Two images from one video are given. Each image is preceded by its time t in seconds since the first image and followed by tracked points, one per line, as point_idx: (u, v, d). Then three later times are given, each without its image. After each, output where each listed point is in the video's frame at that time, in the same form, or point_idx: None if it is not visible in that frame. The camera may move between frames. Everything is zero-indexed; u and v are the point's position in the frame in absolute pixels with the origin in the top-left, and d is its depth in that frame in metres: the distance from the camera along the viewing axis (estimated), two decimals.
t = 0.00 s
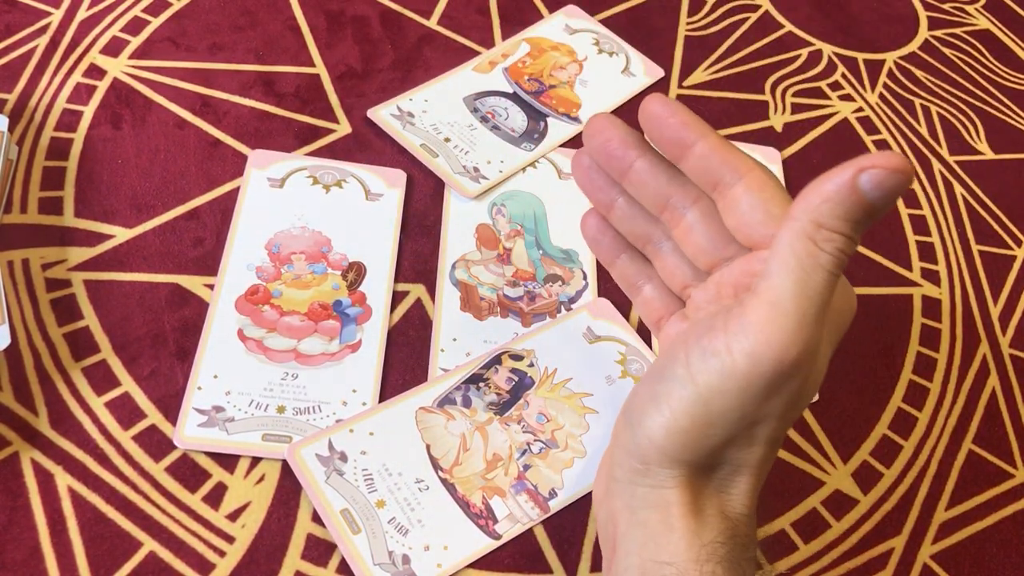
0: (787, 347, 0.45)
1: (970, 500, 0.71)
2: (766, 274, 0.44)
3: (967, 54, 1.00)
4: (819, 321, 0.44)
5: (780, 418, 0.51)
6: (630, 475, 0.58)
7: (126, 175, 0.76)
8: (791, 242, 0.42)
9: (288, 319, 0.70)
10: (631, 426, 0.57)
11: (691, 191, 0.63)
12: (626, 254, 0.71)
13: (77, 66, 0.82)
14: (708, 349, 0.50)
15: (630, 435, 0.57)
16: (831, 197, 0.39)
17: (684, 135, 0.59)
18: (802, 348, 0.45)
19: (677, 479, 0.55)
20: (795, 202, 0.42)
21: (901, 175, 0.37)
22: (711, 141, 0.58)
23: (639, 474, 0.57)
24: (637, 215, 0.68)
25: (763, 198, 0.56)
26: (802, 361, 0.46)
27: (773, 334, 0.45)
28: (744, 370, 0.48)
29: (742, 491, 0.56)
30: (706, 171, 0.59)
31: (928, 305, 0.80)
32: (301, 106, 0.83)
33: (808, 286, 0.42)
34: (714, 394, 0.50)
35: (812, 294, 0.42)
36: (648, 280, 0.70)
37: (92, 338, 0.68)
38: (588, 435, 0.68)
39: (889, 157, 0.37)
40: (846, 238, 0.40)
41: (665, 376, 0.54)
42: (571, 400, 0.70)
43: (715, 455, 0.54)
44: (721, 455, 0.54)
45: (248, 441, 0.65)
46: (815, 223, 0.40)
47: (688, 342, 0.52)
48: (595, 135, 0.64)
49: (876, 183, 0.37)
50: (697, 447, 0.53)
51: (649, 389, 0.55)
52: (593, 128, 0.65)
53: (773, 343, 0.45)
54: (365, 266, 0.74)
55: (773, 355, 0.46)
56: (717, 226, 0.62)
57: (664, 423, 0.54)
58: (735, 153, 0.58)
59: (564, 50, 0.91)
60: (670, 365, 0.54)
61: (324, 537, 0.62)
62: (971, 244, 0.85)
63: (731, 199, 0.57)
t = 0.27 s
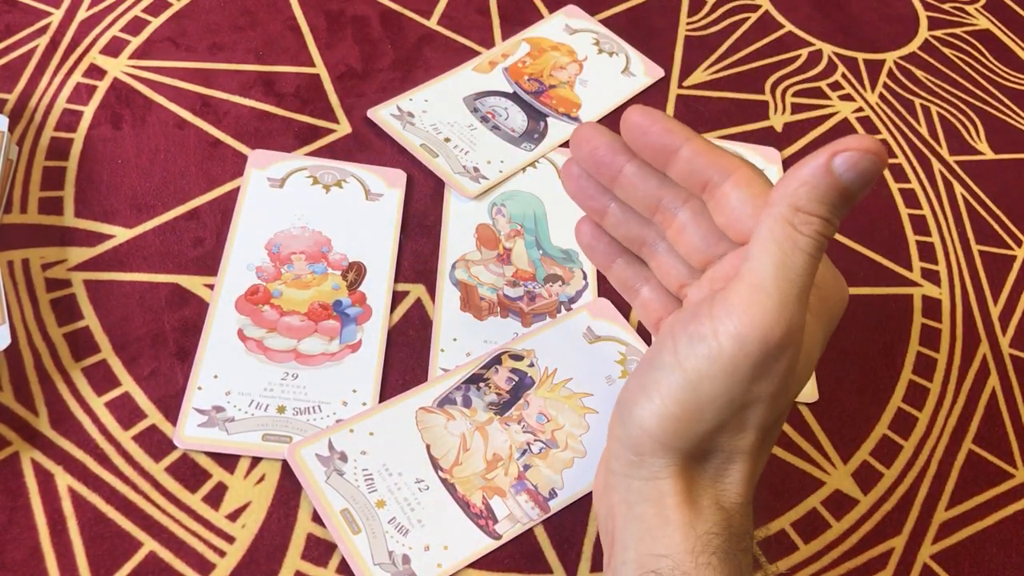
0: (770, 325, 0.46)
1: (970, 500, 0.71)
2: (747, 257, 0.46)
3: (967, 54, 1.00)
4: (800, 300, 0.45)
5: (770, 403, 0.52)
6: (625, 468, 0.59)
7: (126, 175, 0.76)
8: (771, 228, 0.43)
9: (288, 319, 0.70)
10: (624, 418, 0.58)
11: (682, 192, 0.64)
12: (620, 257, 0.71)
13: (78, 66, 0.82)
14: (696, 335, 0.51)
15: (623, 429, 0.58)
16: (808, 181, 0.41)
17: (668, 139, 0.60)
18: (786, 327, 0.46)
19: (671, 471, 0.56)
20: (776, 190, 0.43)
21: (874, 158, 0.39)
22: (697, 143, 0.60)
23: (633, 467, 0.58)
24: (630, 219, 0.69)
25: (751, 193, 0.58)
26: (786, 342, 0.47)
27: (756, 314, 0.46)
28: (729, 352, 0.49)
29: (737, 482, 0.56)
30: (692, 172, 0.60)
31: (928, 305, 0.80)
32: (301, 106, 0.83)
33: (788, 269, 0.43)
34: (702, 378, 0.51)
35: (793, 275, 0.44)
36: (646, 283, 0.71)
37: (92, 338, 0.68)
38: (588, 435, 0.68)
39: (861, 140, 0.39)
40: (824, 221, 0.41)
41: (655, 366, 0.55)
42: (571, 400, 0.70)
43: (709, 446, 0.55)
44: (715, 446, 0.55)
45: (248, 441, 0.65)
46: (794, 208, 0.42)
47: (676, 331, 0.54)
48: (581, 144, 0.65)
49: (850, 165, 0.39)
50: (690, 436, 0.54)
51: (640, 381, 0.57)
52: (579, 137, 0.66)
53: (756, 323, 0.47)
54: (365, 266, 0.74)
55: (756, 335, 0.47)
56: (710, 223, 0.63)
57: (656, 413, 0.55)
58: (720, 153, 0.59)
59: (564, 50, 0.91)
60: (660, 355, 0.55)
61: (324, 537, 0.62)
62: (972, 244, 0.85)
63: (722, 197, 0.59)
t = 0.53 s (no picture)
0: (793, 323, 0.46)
1: (971, 500, 0.71)
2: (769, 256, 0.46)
3: (967, 54, 1.00)
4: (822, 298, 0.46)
5: (791, 402, 0.52)
6: (644, 467, 0.59)
7: (126, 175, 0.76)
8: (790, 229, 0.44)
9: (288, 319, 0.70)
10: (644, 416, 0.58)
11: (703, 199, 0.64)
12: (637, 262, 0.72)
13: (78, 66, 0.82)
14: (717, 333, 0.51)
15: (642, 427, 0.58)
16: (825, 181, 0.42)
17: (690, 147, 0.61)
18: (808, 326, 0.47)
19: (691, 470, 0.56)
20: (793, 192, 0.44)
21: (890, 158, 0.41)
22: (719, 152, 0.60)
23: (652, 466, 0.58)
24: (651, 226, 0.69)
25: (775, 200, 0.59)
26: (808, 341, 0.48)
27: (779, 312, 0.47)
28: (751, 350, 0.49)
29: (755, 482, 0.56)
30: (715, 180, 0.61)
31: (928, 305, 0.80)
32: (301, 106, 0.83)
33: (808, 268, 0.44)
34: (724, 376, 0.52)
35: (813, 274, 0.44)
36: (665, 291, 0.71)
37: (92, 338, 0.68)
38: (588, 435, 0.68)
39: (877, 141, 0.41)
40: (842, 220, 0.43)
41: (676, 364, 0.55)
42: (571, 400, 0.70)
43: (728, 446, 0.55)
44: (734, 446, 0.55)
45: (248, 441, 0.65)
46: (812, 207, 0.43)
47: (697, 329, 0.54)
48: (599, 153, 0.66)
49: (868, 164, 0.41)
50: (709, 434, 0.54)
51: (660, 379, 0.57)
52: (597, 146, 0.66)
53: (779, 321, 0.47)
54: (365, 266, 0.74)
55: (779, 334, 0.47)
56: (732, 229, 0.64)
57: (676, 411, 0.55)
58: (742, 160, 0.60)
59: (564, 50, 0.91)
60: (680, 353, 0.55)
61: (324, 537, 0.62)
62: (972, 244, 0.85)
63: (746, 205, 0.60)
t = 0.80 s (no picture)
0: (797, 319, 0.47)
1: (971, 500, 0.71)
2: (772, 253, 0.47)
3: (967, 54, 1.00)
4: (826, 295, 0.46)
5: (797, 400, 0.52)
6: (649, 466, 0.59)
7: (126, 175, 0.76)
8: (791, 227, 0.45)
9: (288, 319, 0.70)
10: (650, 415, 0.58)
11: (713, 206, 0.65)
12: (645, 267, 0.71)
13: (78, 66, 0.82)
14: (720, 331, 0.52)
15: (648, 426, 0.58)
16: (824, 180, 0.44)
17: (700, 155, 0.62)
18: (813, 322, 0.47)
19: (697, 468, 0.56)
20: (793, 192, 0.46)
21: (886, 156, 0.42)
22: (727, 160, 0.62)
23: (658, 465, 0.58)
24: (660, 234, 0.69)
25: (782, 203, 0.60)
26: (811, 337, 0.48)
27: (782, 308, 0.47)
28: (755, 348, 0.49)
29: (761, 481, 0.56)
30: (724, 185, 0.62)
31: (928, 305, 0.80)
32: (301, 106, 0.83)
33: (809, 265, 0.45)
34: (729, 373, 0.52)
35: (814, 271, 0.45)
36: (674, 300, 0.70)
37: (92, 338, 0.68)
38: (588, 435, 0.68)
39: (873, 140, 0.42)
40: (842, 218, 0.44)
41: (680, 362, 0.56)
42: (571, 400, 0.70)
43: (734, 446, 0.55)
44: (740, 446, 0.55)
45: (248, 441, 0.65)
46: (813, 205, 0.44)
47: (700, 327, 0.54)
48: (606, 165, 0.65)
49: (865, 162, 0.42)
50: (715, 433, 0.54)
51: (665, 378, 0.57)
52: (603, 158, 0.65)
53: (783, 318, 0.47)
54: (366, 266, 0.74)
55: (783, 330, 0.48)
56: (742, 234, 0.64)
57: (681, 410, 0.55)
58: (749, 167, 0.62)
59: (564, 50, 0.91)
60: (684, 353, 0.55)
61: (324, 537, 0.62)
62: (972, 244, 0.85)
63: (756, 210, 0.61)
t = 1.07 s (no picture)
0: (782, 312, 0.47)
1: (971, 500, 0.71)
2: (754, 248, 0.49)
3: (967, 54, 1.00)
4: (809, 286, 0.47)
5: (786, 395, 0.53)
6: (642, 466, 0.59)
7: (126, 175, 0.76)
8: (773, 222, 0.47)
9: (288, 319, 0.70)
10: (641, 415, 0.59)
11: (706, 209, 0.65)
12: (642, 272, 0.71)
13: (78, 66, 0.82)
14: (706, 328, 0.52)
15: (640, 425, 0.59)
16: (803, 173, 0.46)
17: (691, 159, 0.62)
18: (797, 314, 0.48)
19: (689, 467, 0.56)
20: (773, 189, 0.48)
21: (862, 148, 0.44)
22: (718, 163, 0.62)
23: (651, 464, 0.58)
24: (655, 239, 0.69)
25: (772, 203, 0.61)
26: (796, 329, 0.49)
27: (766, 302, 0.48)
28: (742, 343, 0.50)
29: (755, 479, 0.56)
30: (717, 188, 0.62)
31: (928, 305, 0.80)
32: (301, 106, 0.83)
33: (792, 258, 0.46)
34: (717, 368, 0.52)
35: (797, 264, 0.46)
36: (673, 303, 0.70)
37: (92, 338, 0.68)
38: (588, 435, 0.68)
39: (847, 133, 0.45)
40: (822, 210, 0.46)
41: (669, 361, 0.56)
42: (571, 400, 0.70)
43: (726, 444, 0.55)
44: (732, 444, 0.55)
45: (248, 441, 0.65)
46: (793, 199, 0.46)
47: (688, 325, 0.55)
48: (600, 174, 0.65)
49: (840, 155, 0.44)
50: (706, 430, 0.54)
51: (655, 377, 0.58)
52: (596, 168, 0.65)
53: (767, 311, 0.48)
54: (366, 266, 0.74)
55: (769, 324, 0.48)
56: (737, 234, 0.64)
57: (672, 408, 0.55)
58: (740, 169, 0.62)
59: (564, 50, 0.91)
60: (673, 351, 0.56)
61: (324, 537, 0.62)
62: (972, 244, 0.85)
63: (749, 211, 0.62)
